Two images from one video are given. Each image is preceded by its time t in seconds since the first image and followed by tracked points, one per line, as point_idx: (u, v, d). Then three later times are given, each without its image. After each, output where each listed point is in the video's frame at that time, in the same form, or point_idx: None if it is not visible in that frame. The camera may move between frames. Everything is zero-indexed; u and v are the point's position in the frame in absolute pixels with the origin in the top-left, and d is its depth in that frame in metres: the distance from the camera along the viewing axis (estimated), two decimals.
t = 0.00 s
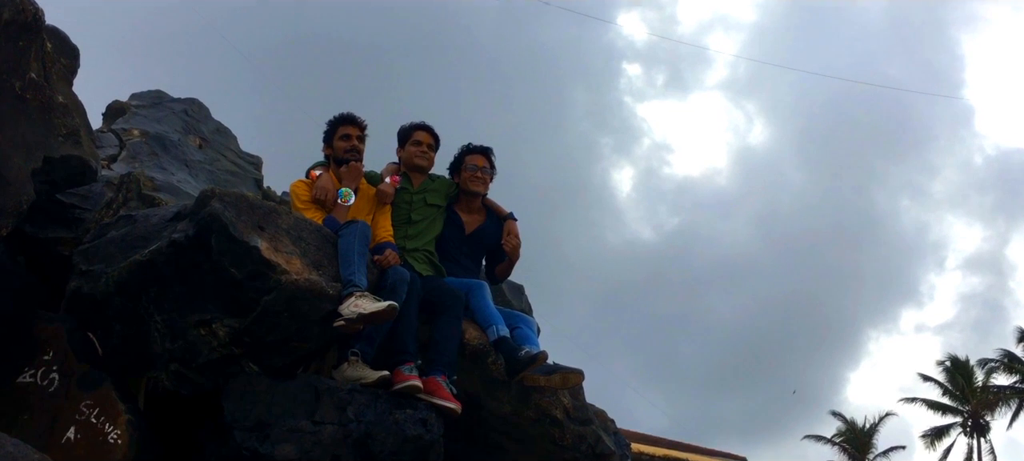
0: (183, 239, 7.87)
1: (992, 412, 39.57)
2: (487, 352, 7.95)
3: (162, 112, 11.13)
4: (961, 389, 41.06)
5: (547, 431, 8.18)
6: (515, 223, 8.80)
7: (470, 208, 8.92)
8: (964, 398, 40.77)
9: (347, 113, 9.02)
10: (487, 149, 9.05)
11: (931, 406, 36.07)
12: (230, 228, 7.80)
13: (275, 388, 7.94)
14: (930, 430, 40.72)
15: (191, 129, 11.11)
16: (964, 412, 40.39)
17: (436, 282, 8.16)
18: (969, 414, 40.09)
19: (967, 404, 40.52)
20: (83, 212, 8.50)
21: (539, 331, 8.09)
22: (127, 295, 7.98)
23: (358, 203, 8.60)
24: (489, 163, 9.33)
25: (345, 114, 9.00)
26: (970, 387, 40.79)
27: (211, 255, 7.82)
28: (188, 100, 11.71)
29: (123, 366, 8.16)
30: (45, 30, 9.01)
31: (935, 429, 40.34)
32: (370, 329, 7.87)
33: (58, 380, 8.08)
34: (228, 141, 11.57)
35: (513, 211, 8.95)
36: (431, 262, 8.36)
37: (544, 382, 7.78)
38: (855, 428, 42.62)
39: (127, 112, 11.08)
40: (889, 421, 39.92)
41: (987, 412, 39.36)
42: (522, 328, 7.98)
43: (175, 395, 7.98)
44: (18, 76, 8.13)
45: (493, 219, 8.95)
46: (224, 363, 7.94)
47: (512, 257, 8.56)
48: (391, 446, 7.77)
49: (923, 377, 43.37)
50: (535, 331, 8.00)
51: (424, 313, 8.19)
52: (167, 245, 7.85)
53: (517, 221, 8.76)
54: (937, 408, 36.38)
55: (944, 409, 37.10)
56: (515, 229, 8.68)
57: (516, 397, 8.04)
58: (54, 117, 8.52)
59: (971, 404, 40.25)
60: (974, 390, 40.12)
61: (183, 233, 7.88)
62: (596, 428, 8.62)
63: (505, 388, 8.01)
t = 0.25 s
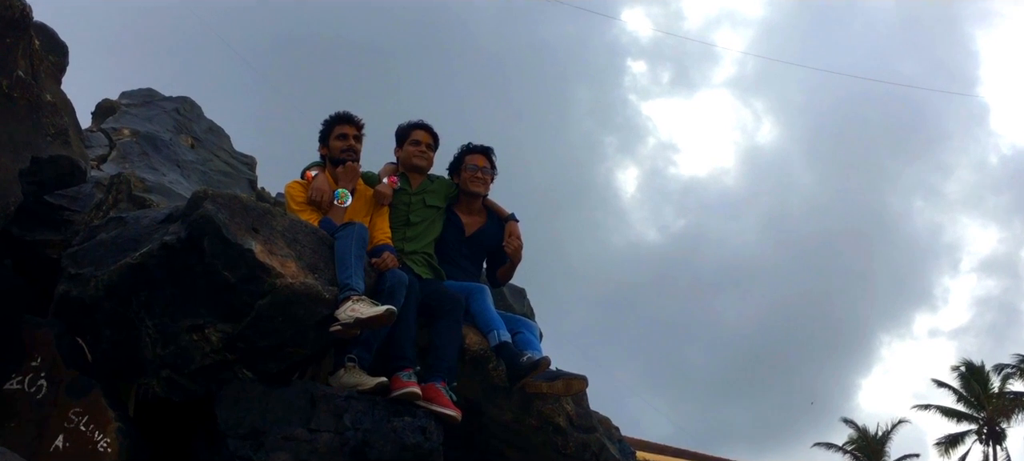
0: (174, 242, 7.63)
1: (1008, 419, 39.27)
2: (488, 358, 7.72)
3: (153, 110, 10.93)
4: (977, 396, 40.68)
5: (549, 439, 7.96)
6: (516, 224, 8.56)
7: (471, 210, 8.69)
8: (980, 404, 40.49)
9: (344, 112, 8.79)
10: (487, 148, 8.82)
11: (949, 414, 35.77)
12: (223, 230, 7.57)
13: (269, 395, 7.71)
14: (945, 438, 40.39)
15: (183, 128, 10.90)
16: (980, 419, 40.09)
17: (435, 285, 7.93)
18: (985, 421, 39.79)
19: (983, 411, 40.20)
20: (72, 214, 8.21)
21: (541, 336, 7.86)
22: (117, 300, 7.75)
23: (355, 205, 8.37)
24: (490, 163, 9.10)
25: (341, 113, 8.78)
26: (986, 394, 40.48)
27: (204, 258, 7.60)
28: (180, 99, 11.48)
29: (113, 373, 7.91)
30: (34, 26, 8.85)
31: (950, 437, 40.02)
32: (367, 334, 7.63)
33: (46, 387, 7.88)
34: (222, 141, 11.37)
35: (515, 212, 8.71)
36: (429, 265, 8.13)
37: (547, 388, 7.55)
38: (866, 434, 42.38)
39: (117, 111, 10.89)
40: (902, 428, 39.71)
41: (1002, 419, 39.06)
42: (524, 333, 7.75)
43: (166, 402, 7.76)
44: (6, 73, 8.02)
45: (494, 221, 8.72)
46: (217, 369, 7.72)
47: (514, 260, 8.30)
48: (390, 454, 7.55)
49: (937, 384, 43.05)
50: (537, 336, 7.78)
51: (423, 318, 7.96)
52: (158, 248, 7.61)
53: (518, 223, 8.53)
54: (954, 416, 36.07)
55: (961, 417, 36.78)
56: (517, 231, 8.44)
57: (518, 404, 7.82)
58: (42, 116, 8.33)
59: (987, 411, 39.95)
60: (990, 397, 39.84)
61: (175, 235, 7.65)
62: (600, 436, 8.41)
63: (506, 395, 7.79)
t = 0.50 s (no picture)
0: (167, 245, 7.41)
1: None
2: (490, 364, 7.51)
3: (145, 110, 10.72)
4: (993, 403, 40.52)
5: (553, 447, 7.76)
6: (519, 226, 8.34)
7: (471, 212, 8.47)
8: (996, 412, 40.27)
9: (341, 111, 8.57)
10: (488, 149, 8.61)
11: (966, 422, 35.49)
12: (217, 233, 7.36)
13: (265, 402, 7.48)
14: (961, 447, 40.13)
15: (175, 128, 10.69)
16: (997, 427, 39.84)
17: (436, 289, 7.72)
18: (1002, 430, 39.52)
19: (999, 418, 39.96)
20: (62, 217, 7.93)
21: (544, 341, 7.65)
22: (108, 305, 7.53)
23: (353, 207, 8.16)
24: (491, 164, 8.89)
25: (338, 112, 8.56)
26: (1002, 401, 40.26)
27: (197, 262, 7.38)
28: (172, 98, 11.26)
29: (103, 379, 7.70)
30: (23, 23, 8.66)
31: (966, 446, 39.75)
32: (365, 340, 7.42)
33: (35, 395, 7.65)
34: (216, 141, 11.15)
35: (517, 214, 8.49)
36: (429, 268, 7.92)
37: (551, 395, 7.35)
38: (878, 442, 42.06)
39: (107, 110, 10.67)
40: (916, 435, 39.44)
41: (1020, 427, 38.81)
42: (527, 339, 7.54)
43: (158, 410, 7.53)
44: None
45: (496, 222, 8.50)
46: (211, 376, 7.51)
47: (516, 262, 8.07)
48: None
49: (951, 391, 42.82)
50: (541, 341, 7.56)
51: (423, 323, 7.75)
52: (150, 251, 7.39)
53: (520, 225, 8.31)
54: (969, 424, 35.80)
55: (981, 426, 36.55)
56: (519, 233, 8.21)
57: (521, 411, 7.62)
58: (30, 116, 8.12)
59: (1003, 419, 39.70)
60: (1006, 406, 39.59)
61: (167, 238, 7.43)
62: (605, 444, 8.26)
63: (508, 402, 7.58)
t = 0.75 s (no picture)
0: (161, 249, 7.22)
1: None
2: (493, 371, 7.28)
3: (138, 110, 10.54)
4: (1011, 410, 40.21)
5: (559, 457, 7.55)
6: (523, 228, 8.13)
7: (474, 214, 8.26)
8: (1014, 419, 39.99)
9: (340, 111, 8.36)
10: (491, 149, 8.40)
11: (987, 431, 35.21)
12: (212, 236, 7.16)
13: (262, 411, 7.29)
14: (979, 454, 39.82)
15: (170, 128, 10.49)
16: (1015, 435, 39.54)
17: (437, 294, 7.50)
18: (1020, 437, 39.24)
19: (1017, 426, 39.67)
20: (53, 220, 7.99)
21: (549, 347, 7.44)
22: (101, 310, 7.33)
23: (352, 209, 7.95)
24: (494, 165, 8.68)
25: (337, 112, 8.35)
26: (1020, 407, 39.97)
27: (192, 266, 7.17)
28: (166, 98, 11.07)
29: (95, 387, 7.46)
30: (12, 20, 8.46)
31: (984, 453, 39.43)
32: (365, 346, 7.21)
33: (26, 403, 7.49)
34: (211, 142, 10.96)
35: (521, 216, 8.29)
36: (431, 272, 7.70)
37: (556, 403, 7.14)
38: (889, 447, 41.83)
39: (100, 110, 10.47)
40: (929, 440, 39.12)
41: None
42: (531, 345, 7.33)
43: (153, 418, 7.33)
44: None
45: (499, 225, 8.29)
46: (207, 383, 7.29)
47: (520, 266, 7.87)
48: None
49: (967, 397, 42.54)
50: (546, 348, 7.35)
51: (424, 329, 7.54)
52: (144, 255, 7.20)
53: (524, 228, 8.10)
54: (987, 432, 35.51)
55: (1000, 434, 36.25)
56: (523, 235, 8.02)
57: (525, 420, 7.41)
58: (20, 117, 7.93)
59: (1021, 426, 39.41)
60: None
61: (162, 242, 7.24)
62: (612, 454, 8.03)
63: (512, 410, 7.37)
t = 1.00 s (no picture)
0: (157, 253, 7.03)
1: None
2: (498, 379, 7.10)
3: (132, 111, 10.35)
4: None
5: None
6: (528, 232, 7.93)
7: (478, 217, 8.07)
8: None
9: (340, 111, 8.16)
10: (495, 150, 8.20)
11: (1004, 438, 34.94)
12: (209, 241, 6.96)
13: (261, 420, 7.08)
14: None
15: (165, 130, 10.30)
16: None
17: (441, 300, 7.30)
18: None
19: None
20: (46, 224, 7.71)
21: (556, 355, 7.24)
22: (95, 317, 7.14)
23: (353, 213, 7.75)
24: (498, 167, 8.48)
25: (337, 113, 8.14)
26: None
27: (188, 272, 6.99)
28: (161, 98, 10.88)
29: (90, 396, 7.29)
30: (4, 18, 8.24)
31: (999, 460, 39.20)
32: (366, 354, 7.01)
33: (18, 413, 7.29)
34: (208, 144, 10.76)
35: (526, 219, 8.08)
36: (434, 278, 7.50)
37: (563, 412, 6.93)
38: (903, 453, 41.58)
39: (93, 111, 10.27)
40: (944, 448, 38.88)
41: None
42: (538, 352, 7.13)
43: (148, 429, 7.10)
44: None
45: (504, 229, 8.09)
46: (204, 392, 7.09)
47: (525, 271, 7.65)
48: None
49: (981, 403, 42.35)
50: (552, 355, 7.14)
51: (427, 336, 7.34)
52: (139, 261, 7.01)
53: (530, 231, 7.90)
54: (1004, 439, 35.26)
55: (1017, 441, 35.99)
56: (528, 239, 7.80)
57: (531, 430, 7.22)
58: (11, 118, 7.73)
59: None
60: None
61: (157, 246, 7.05)
62: None
63: (518, 419, 7.19)
